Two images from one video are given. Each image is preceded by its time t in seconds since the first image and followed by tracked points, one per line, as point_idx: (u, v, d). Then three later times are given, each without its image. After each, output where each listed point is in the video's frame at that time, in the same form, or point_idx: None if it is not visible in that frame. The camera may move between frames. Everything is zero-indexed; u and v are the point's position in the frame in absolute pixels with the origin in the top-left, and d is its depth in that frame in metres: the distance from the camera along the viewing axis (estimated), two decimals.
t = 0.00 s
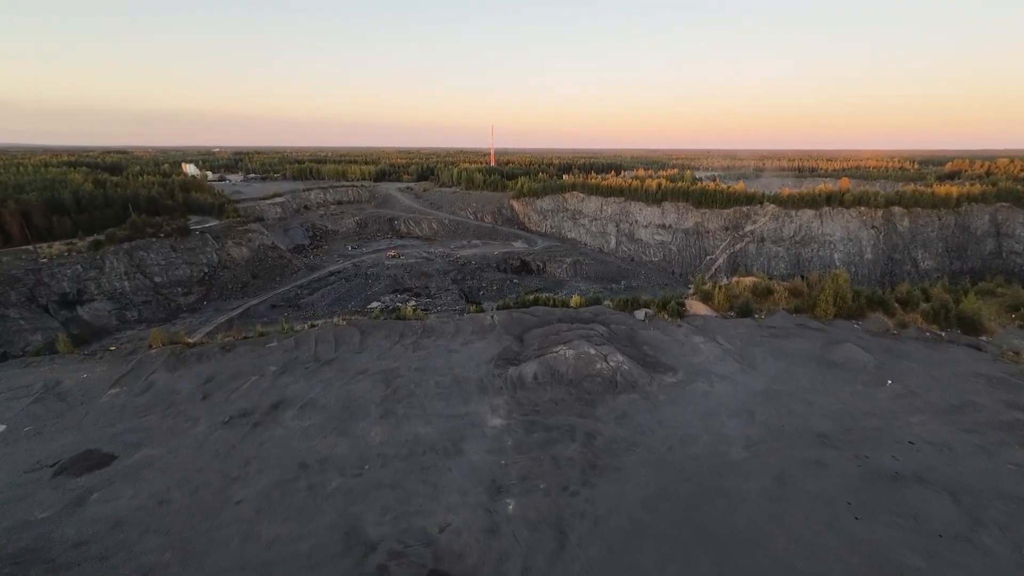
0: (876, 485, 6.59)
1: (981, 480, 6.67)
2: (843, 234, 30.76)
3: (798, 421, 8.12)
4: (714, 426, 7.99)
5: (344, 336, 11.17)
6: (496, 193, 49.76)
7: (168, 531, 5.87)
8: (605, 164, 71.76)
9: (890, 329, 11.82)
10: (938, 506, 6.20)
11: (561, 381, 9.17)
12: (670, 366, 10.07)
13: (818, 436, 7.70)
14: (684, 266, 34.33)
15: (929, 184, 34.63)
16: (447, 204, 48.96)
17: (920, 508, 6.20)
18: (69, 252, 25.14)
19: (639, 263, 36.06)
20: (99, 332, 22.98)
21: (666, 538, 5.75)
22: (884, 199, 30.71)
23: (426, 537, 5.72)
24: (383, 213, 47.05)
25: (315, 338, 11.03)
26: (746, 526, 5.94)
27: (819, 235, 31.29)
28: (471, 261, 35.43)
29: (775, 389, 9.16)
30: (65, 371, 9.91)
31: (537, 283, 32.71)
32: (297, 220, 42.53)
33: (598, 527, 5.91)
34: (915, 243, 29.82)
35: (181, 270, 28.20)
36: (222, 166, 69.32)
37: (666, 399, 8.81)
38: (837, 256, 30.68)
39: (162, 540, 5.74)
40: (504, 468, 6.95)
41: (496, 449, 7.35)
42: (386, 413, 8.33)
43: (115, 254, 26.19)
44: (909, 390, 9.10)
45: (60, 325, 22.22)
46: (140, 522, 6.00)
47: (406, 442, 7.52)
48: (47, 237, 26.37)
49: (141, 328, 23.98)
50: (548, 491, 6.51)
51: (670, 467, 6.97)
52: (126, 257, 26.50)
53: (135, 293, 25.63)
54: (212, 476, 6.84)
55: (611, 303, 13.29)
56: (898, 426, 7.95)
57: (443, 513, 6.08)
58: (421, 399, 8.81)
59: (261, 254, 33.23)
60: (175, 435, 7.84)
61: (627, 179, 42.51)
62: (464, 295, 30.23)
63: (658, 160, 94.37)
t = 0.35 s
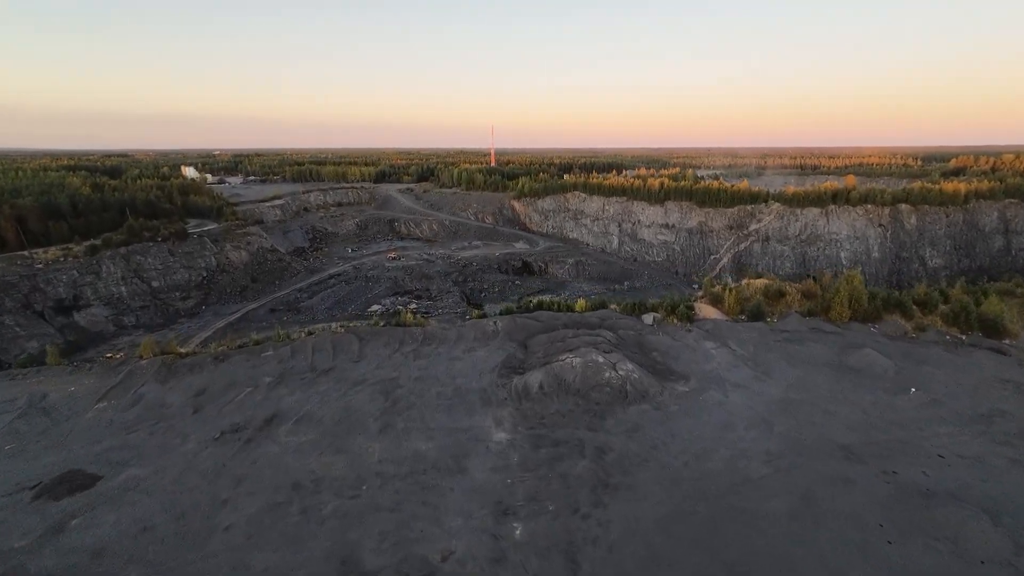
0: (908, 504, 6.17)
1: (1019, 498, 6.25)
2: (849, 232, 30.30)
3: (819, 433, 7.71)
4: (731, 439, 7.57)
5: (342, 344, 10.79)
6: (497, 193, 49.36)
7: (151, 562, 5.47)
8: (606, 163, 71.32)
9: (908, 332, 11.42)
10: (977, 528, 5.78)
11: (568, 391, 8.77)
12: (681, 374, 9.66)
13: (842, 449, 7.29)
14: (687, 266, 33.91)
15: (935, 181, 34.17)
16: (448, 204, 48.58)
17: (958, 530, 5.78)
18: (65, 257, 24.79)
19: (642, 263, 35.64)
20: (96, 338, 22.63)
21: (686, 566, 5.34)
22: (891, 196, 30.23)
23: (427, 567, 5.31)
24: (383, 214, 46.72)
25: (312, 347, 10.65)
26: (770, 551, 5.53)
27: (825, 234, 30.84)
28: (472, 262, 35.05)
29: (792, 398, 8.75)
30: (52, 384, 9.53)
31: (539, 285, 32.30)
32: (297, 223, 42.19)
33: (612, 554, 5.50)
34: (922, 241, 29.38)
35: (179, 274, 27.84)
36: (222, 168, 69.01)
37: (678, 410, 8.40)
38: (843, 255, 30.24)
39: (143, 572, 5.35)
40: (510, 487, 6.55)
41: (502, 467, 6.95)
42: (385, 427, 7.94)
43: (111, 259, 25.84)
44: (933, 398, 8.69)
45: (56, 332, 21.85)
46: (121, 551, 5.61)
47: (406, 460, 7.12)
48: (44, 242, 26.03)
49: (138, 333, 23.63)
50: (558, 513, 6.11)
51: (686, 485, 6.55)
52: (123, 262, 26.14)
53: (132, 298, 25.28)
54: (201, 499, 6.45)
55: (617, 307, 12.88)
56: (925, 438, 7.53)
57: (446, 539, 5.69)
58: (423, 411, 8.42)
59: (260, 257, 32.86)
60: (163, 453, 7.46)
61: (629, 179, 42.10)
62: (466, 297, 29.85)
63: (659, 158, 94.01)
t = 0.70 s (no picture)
0: (944, 527, 5.76)
1: None
2: (855, 231, 29.87)
3: (843, 447, 7.29)
4: (750, 454, 7.15)
5: (340, 352, 10.39)
6: (497, 193, 48.96)
7: None
8: (607, 163, 70.89)
9: (927, 336, 10.99)
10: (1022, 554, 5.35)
11: (575, 403, 8.35)
12: (693, 382, 9.25)
13: (868, 464, 6.87)
14: (691, 267, 33.48)
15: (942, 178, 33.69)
16: (448, 205, 48.17)
17: (1001, 555, 5.36)
18: (61, 262, 24.43)
19: (644, 263, 35.21)
20: (92, 344, 22.28)
21: None
22: (897, 194, 29.73)
23: None
24: (383, 215, 46.37)
25: (308, 356, 10.25)
26: None
27: (831, 233, 30.39)
28: (473, 263, 34.65)
29: (811, 408, 8.34)
30: (36, 397, 9.13)
31: (541, 286, 31.90)
32: (296, 225, 41.83)
33: None
34: (930, 239, 28.92)
35: (176, 278, 27.49)
36: (222, 171, 68.64)
37: (691, 422, 7.98)
38: (849, 254, 29.78)
39: None
40: (517, 509, 6.15)
41: (508, 486, 6.55)
42: (383, 443, 7.53)
43: (108, 263, 25.47)
44: (960, 408, 8.26)
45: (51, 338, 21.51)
46: None
47: (406, 479, 6.71)
48: (39, 247, 25.68)
49: (135, 339, 23.30)
50: (569, 539, 5.70)
51: (704, 507, 6.14)
52: (119, 266, 25.77)
53: (128, 303, 24.92)
54: (187, 524, 6.05)
55: (624, 311, 12.46)
56: (955, 452, 7.11)
57: (449, 570, 5.28)
58: (423, 425, 8.02)
59: (258, 260, 32.48)
60: (149, 472, 7.06)
61: (631, 178, 41.66)
62: (467, 299, 29.44)
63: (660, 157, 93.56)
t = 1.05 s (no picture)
0: (982, 555, 5.34)
1: None
2: (861, 231, 29.44)
3: (866, 464, 6.89)
4: (768, 471, 6.75)
5: (335, 360, 9.98)
6: (498, 193, 48.55)
7: None
8: (607, 163, 70.46)
9: (946, 342, 10.57)
10: None
11: (582, 415, 7.94)
12: (704, 392, 8.84)
13: (894, 483, 6.47)
14: (693, 268, 33.03)
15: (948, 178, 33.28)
16: (448, 206, 47.76)
17: None
18: (54, 263, 24.01)
19: (646, 264, 34.75)
20: (86, 347, 21.84)
21: None
22: (904, 194, 29.31)
23: None
24: (383, 215, 45.97)
25: (301, 364, 9.85)
26: None
27: (836, 234, 29.97)
28: (473, 264, 34.25)
29: (829, 420, 7.93)
30: (17, 408, 8.72)
31: (542, 287, 31.49)
32: (295, 225, 41.43)
33: None
34: (936, 240, 28.53)
35: (172, 280, 27.08)
36: (221, 171, 68.19)
37: (704, 436, 7.57)
38: (855, 255, 29.35)
39: None
40: (522, 534, 5.73)
41: (511, 507, 6.14)
42: (379, 458, 7.12)
43: (102, 265, 25.04)
44: (987, 420, 7.85)
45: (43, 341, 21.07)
46: None
47: (403, 499, 6.30)
48: (33, 248, 25.26)
49: (130, 342, 22.88)
50: (577, 568, 5.30)
51: (722, 531, 5.72)
52: (114, 268, 25.34)
53: (123, 306, 24.51)
54: (167, 550, 5.64)
55: (630, 316, 12.02)
56: (986, 470, 6.69)
57: None
58: (422, 439, 7.61)
59: (256, 261, 32.06)
60: (130, 491, 6.66)
61: (633, 178, 41.28)
62: (467, 301, 29.04)
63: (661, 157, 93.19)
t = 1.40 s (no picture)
0: None
1: None
2: (866, 233, 29.03)
3: (890, 483, 6.48)
4: (787, 492, 6.33)
5: (329, 368, 9.56)
6: (498, 193, 48.13)
7: None
8: (608, 163, 70.05)
9: (964, 351, 10.16)
10: None
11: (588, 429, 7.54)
12: (715, 404, 8.43)
13: (922, 506, 6.06)
14: (696, 270, 32.46)
15: (952, 180, 32.95)
16: (448, 206, 47.32)
17: None
18: (46, 264, 23.56)
19: (648, 265, 34.24)
20: (77, 350, 21.39)
21: None
22: (909, 195, 28.96)
23: None
24: (382, 215, 45.54)
25: (294, 373, 9.44)
26: None
27: (840, 235, 29.57)
28: (473, 265, 33.84)
29: (848, 436, 7.52)
30: None
31: (543, 288, 31.06)
32: (293, 225, 41.00)
33: None
34: (942, 243, 28.17)
35: (167, 280, 26.63)
36: (219, 169, 67.70)
37: (717, 452, 7.16)
38: (859, 257, 28.92)
39: None
40: (525, 563, 5.31)
41: (514, 532, 5.72)
42: (373, 477, 6.71)
43: (95, 265, 24.60)
44: (1015, 436, 7.44)
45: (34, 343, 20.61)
46: None
47: (397, 523, 5.88)
48: (25, 248, 24.81)
49: (123, 344, 22.43)
50: None
51: (741, 560, 5.31)
52: (107, 269, 24.89)
53: (116, 307, 24.06)
54: None
55: (635, 321, 11.61)
56: (1020, 492, 6.28)
57: None
58: (419, 454, 7.20)
59: (253, 262, 31.58)
60: (107, 512, 6.23)
61: (634, 179, 40.87)
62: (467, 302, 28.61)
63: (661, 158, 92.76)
